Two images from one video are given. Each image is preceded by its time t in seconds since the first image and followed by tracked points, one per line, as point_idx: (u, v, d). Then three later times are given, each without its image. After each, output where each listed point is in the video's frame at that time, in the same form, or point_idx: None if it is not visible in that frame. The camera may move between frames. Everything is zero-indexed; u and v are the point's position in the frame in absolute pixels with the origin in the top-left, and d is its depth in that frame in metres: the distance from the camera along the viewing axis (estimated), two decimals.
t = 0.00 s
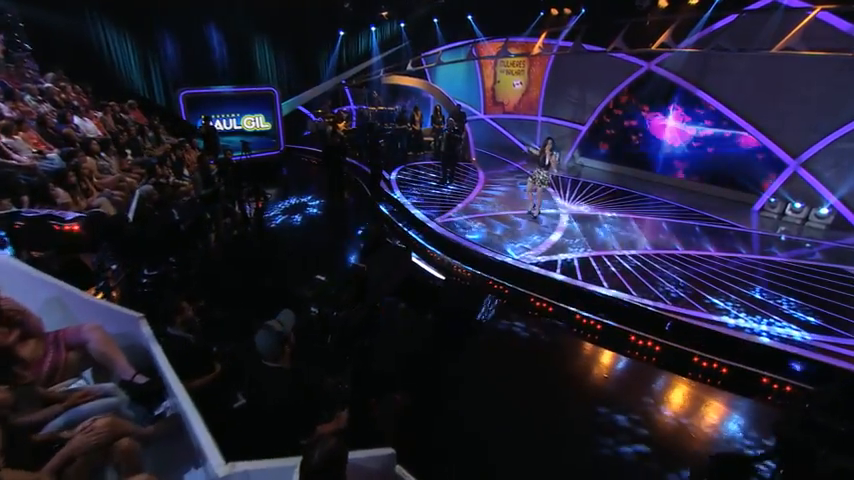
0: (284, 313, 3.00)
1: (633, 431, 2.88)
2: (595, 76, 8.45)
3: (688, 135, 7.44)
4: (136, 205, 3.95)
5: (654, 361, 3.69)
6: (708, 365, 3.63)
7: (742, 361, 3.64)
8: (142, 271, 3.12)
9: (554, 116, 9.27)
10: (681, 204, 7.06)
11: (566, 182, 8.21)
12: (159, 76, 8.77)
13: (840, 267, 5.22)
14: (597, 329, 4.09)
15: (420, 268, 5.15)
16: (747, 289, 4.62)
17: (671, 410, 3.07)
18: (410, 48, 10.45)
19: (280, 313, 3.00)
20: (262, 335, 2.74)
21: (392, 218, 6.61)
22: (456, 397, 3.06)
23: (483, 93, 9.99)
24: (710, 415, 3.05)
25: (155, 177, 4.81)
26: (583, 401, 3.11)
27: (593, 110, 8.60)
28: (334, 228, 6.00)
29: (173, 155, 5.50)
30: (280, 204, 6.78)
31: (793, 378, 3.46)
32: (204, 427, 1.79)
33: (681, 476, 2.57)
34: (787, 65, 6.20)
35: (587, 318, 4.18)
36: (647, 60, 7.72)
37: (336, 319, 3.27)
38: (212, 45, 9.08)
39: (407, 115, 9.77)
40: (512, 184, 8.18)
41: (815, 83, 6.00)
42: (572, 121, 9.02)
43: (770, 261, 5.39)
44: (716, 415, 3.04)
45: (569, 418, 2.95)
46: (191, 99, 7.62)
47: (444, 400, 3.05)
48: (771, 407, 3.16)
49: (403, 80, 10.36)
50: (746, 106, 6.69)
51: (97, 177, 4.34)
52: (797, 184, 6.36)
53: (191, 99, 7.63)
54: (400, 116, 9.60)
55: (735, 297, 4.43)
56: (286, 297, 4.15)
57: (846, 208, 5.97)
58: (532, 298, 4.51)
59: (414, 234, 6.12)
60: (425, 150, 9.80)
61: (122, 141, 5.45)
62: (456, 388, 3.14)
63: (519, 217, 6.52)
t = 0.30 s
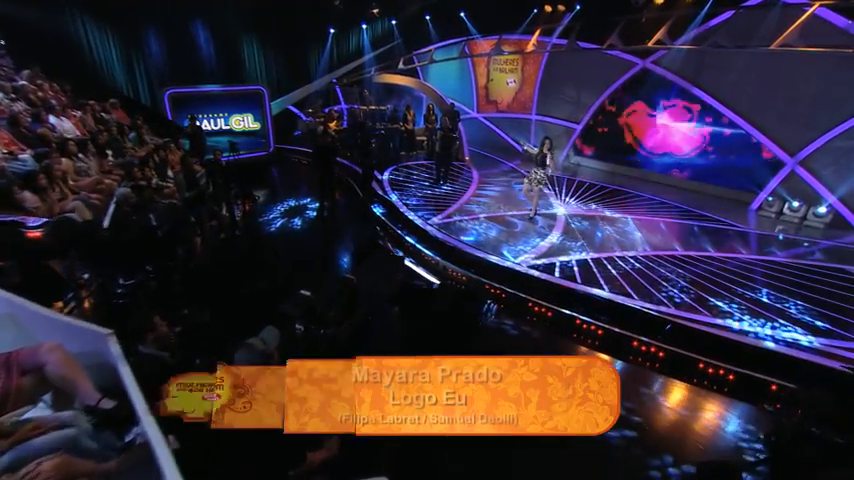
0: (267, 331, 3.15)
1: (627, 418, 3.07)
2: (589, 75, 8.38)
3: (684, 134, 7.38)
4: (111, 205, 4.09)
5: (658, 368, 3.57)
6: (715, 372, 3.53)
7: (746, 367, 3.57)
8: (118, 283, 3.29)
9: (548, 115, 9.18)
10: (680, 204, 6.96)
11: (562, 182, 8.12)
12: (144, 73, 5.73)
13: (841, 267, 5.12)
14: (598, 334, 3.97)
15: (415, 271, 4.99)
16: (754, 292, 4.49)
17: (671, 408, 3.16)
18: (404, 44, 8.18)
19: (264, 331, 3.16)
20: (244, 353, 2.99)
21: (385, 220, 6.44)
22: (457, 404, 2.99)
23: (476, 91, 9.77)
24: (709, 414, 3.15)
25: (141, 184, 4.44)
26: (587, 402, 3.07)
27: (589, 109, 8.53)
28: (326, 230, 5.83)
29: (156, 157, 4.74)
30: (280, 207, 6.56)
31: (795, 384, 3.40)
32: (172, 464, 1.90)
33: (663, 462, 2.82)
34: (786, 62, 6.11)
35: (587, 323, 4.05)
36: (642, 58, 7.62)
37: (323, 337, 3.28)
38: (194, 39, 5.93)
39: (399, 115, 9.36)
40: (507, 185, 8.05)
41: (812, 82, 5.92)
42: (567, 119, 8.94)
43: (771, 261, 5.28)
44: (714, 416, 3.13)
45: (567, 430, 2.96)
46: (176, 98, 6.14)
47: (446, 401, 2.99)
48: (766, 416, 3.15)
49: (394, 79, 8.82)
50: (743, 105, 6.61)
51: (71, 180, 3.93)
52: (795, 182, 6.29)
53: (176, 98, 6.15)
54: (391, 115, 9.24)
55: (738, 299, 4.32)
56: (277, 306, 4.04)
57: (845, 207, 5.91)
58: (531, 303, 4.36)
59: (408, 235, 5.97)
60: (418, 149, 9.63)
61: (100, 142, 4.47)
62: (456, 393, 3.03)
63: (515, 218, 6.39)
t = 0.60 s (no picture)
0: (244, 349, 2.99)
1: (634, 429, 2.91)
2: (581, 74, 8.34)
3: (678, 132, 7.33)
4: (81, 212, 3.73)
5: (661, 375, 3.43)
6: (720, 379, 3.38)
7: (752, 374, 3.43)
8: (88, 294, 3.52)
9: (541, 113, 9.12)
10: (676, 203, 6.86)
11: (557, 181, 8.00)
12: (128, 74, 4.82)
13: (842, 267, 5.03)
14: (597, 340, 3.83)
15: (407, 276, 4.84)
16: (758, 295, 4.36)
17: (670, 412, 3.04)
18: (395, 43, 7.72)
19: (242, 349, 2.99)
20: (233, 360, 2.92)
21: (376, 222, 6.25)
22: (458, 404, 2.87)
23: (469, 90, 9.50)
24: (706, 420, 3.01)
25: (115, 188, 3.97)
26: (587, 402, 2.92)
27: (583, 107, 8.47)
28: (315, 233, 5.63)
29: (137, 158, 4.26)
30: (267, 209, 6.34)
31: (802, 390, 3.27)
32: None
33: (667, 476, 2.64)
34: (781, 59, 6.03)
35: (587, 329, 3.90)
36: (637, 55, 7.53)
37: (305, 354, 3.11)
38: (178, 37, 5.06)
39: (391, 114, 8.99)
40: (501, 184, 7.91)
41: (807, 79, 5.84)
42: (561, 118, 8.89)
43: (771, 261, 5.17)
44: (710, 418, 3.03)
45: (566, 428, 2.85)
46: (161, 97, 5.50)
47: (446, 401, 2.87)
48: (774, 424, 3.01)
49: (384, 77, 8.35)
50: (738, 102, 6.53)
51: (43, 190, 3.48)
52: (791, 180, 6.21)
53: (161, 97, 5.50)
54: (383, 115, 8.84)
55: (740, 301, 4.21)
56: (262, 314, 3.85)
57: (842, 207, 5.83)
58: (528, 307, 4.21)
59: (400, 238, 5.79)
60: (410, 149, 9.46)
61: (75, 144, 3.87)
62: (456, 393, 2.89)
63: (509, 219, 6.24)
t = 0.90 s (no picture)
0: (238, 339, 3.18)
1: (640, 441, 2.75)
2: (575, 70, 8.28)
3: (672, 129, 7.27)
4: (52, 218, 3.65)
5: (665, 384, 3.26)
6: (726, 387, 3.23)
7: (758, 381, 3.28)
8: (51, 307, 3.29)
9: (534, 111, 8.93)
10: (672, 202, 6.77)
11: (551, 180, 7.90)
12: (105, 72, 4.77)
13: (842, 266, 4.93)
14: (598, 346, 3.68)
15: (398, 280, 4.65)
16: (762, 297, 4.24)
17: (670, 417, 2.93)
18: (386, 41, 6.91)
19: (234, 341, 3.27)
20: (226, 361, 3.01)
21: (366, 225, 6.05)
22: (457, 404, 2.86)
23: (460, 89, 9.00)
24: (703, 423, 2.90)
25: (87, 190, 3.98)
26: (587, 402, 2.88)
27: (576, 106, 8.39)
28: (302, 236, 5.42)
29: (114, 160, 4.35)
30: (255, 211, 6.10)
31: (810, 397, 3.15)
32: None
33: None
34: (776, 56, 5.96)
35: (587, 335, 3.75)
36: (630, 52, 7.46)
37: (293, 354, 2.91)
38: (159, 33, 5.04)
39: (381, 114, 8.44)
40: (494, 184, 7.75)
41: (803, 76, 5.77)
42: (555, 116, 8.73)
43: (770, 261, 5.07)
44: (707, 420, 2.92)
45: (567, 429, 2.82)
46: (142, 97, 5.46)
47: (446, 401, 2.86)
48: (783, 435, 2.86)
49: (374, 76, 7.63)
50: (733, 100, 6.45)
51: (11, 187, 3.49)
52: (787, 178, 6.14)
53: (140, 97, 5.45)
54: (371, 114, 8.36)
55: (741, 303, 4.10)
56: (245, 324, 3.64)
57: (839, 205, 5.75)
58: (524, 313, 4.05)
59: (391, 241, 5.61)
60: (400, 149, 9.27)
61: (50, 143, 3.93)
62: (456, 394, 2.88)
63: (503, 220, 6.08)
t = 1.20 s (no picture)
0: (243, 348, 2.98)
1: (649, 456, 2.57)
2: (564, 70, 8.11)
3: (665, 128, 7.17)
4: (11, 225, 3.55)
5: (668, 394, 3.10)
6: (731, 395, 3.07)
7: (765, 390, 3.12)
8: None
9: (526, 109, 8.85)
10: (667, 201, 6.65)
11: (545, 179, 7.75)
12: (81, 66, 4.52)
13: (842, 266, 4.81)
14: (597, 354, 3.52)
15: (387, 286, 4.45)
16: (765, 300, 4.10)
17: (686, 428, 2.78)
18: (374, 39, 7.01)
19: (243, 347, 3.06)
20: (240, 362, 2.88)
21: (354, 228, 5.83)
22: (457, 404, 2.70)
23: (450, 86, 9.30)
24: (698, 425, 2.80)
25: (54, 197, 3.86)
26: (587, 402, 2.73)
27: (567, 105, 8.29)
28: (287, 241, 5.18)
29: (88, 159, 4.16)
30: (241, 212, 5.90)
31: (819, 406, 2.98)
32: None
33: None
34: (771, 52, 5.84)
35: (586, 343, 3.58)
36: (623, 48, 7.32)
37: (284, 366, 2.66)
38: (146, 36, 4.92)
39: (370, 112, 8.57)
40: (486, 184, 7.58)
41: (798, 72, 5.65)
42: (547, 115, 8.67)
43: (769, 261, 4.93)
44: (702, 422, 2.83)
45: (568, 428, 2.66)
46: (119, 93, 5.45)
47: (446, 401, 2.70)
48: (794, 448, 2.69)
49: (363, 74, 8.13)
50: (727, 97, 6.34)
51: None
52: (783, 176, 6.05)
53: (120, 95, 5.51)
54: (361, 111, 8.44)
55: (743, 306, 3.96)
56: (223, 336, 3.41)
57: (835, 203, 5.66)
58: (519, 320, 3.88)
59: (380, 244, 5.40)
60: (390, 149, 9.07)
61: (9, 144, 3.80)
62: (456, 393, 2.73)
63: (496, 221, 5.91)
